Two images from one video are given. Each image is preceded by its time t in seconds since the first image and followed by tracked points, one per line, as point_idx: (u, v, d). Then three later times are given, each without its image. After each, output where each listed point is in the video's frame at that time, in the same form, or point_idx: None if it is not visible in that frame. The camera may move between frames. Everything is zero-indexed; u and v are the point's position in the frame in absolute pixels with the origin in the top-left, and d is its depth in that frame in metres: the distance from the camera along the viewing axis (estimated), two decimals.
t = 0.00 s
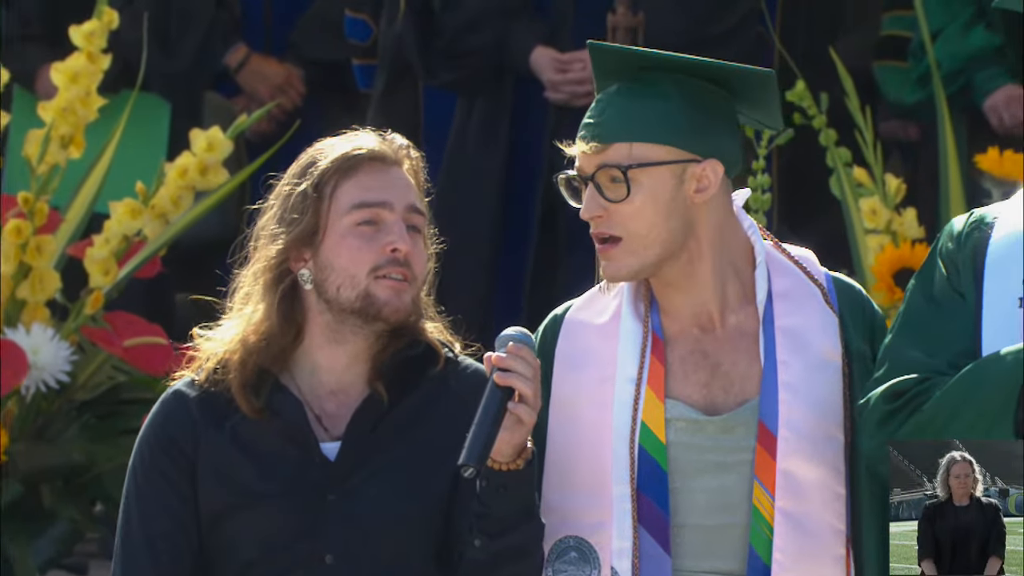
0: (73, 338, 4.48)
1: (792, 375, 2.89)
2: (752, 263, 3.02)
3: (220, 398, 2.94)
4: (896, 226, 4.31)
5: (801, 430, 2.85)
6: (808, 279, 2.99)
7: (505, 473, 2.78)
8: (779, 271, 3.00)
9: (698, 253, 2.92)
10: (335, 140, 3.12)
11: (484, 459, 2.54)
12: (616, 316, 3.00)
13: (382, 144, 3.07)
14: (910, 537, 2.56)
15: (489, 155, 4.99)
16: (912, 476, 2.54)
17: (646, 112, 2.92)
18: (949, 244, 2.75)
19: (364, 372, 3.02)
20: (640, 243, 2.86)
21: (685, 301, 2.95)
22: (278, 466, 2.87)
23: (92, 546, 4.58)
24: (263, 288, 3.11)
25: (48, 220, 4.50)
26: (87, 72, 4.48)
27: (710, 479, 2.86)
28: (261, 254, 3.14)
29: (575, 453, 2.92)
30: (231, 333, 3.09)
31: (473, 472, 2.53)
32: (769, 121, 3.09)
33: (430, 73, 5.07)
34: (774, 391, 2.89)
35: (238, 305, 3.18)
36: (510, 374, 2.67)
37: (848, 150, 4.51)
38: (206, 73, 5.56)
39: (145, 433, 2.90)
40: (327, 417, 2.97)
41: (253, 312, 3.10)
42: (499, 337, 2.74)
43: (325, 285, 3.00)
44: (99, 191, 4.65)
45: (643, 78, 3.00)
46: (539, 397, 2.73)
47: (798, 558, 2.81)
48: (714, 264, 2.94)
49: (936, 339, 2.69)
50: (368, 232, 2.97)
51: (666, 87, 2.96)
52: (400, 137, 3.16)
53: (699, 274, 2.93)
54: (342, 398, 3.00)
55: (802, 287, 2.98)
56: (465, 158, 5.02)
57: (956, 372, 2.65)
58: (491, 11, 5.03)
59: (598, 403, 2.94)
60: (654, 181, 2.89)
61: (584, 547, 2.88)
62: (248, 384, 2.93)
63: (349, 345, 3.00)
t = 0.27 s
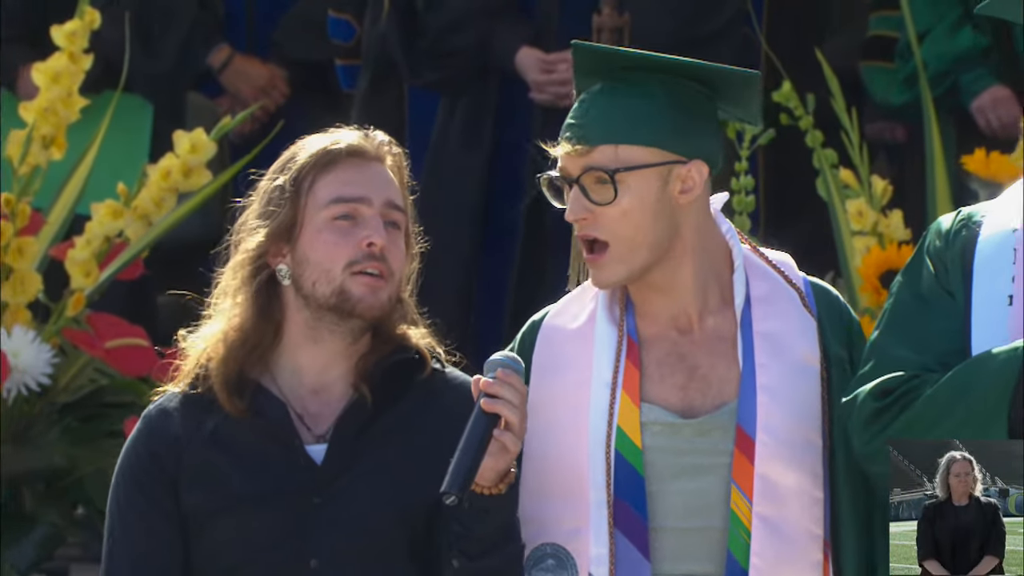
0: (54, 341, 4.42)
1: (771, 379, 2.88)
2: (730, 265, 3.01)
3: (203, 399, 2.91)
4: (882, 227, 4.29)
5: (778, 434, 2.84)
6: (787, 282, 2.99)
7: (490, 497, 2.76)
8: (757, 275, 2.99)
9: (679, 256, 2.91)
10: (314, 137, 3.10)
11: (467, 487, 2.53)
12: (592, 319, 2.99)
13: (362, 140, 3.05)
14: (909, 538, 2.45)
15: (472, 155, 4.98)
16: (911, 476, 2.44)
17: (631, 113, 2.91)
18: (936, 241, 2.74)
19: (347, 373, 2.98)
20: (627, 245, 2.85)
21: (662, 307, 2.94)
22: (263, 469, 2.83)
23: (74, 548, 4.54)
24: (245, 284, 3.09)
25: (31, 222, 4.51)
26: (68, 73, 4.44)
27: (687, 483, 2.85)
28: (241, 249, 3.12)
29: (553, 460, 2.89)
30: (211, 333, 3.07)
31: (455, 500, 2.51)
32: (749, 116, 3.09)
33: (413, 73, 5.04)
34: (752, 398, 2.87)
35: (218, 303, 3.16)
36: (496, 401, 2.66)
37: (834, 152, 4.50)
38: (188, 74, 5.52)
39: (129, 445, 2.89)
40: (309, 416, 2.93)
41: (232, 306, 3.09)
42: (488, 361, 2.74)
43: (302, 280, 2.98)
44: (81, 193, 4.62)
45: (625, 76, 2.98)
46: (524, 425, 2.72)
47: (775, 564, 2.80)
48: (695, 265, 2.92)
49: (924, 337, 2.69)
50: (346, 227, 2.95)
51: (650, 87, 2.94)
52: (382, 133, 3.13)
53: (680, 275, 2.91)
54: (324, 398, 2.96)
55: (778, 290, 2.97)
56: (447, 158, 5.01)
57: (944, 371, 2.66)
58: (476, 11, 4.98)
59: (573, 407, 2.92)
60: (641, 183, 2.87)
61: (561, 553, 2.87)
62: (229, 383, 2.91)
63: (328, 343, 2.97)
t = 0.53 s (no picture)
0: (43, 344, 4.43)
1: (752, 380, 2.87)
2: (714, 268, 3.01)
3: (195, 399, 2.90)
4: (873, 230, 4.30)
5: (758, 435, 2.83)
6: (773, 287, 2.98)
7: (484, 488, 2.74)
8: (740, 279, 2.99)
9: (675, 260, 2.91)
10: (311, 138, 3.09)
11: (461, 478, 2.51)
12: (573, 321, 2.99)
13: (358, 141, 3.03)
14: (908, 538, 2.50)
15: (464, 156, 4.97)
16: (912, 476, 2.50)
17: (653, 109, 2.91)
18: (926, 240, 2.75)
19: (340, 373, 2.97)
20: (647, 245, 2.85)
21: (647, 308, 2.94)
22: (258, 470, 2.81)
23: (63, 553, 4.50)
24: (240, 284, 3.09)
25: (20, 225, 4.50)
26: (57, 75, 4.42)
27: (669, 483, 2.84)
28: (236, 249, 3.12)
29: (535, 462, 2.90)
30: (206, 331, 3.08)
31: (450, 490, 2.49)
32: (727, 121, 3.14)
33: (404, 74, 5.04)
34: (733, 403, 2.86)
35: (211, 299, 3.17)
36: (490, 391, 2.64)
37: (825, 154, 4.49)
38: (178, 76, 5.51)
39: (120, 442, 2.88)
40: (303, 413, 2.92)
41: (226, 302, 3.10)
42: (479, 351, 2.72)
43: (298, 281, 2.98)
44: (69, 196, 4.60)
45: (632, 72, 2.98)
46: (518, 414, 2.71)
47: (756, 564, 2.79)
48: (687, 273, 2.94)
49: (914, 335, 2.69)
50: (341, 228, 2.94)
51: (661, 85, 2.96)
52: (379, 136, 3.12)
53: (671, 281, 2.92)
54: (318, 397, 2.95)
55: (763, 293, 2.97)
56: (438, 159, 5.00)
57: (933, 369, 2.67)
58: (470, 12, 4.96)
59: (553, 405, 2.92)
60: (666, 183, 2.86)
61: (545, 557, 2.85)
62: (221, 383, 2.90)
63: (323, 344, 2.96)
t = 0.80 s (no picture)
0: (33, 347, 4.38)
1: (744, 372, 2.88)
2: (705, 265, 3.02)
3: (188, 397, 2.88)
4: (866, 233, 4.31)
5: (750, 427, 2.83)
6: (764, 281, 2.99)
7: (483, 482, 2.75)
8: (729, 274, 3.00)
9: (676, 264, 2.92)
10: (314, 142, 3.08)
11: (462, 468, 2.48)
12: (564, 316, 2.99)
13: (359, 146, 3.02)
14: (905, 537, 2.40)
15: (458, 157, 4.95)
16: (911, 475, 2.40)
17: (664, 109, 2.91)
18: (918, 238, 2.76)
19: (335, 372, 2.96)
20: (660, 244, 2.83)
21: (639, 306, 2.95)
22: (253, 469, 2.79)
23: (53, 556, 4.48)
24: (238, 286, 3.08)
25: (9, 227, 4.48)
26: (47, 77, 4.40)
27: (657, 476, 2.83)
28: (236, 252, 3.10)
29: (525, 456, 2.90)
30: (204, 332, 3.06)
31: (451, 481, 2.47)
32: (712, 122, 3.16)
33: (395, 76, 5.03)
34: (725, 391, 2.86)
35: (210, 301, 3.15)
36: (490, 382, 2.64)
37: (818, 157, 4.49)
38: (170, 78, 5.50)
39: (113, 436, 2.87)
40: (297, 411, 2.90)
41: (227, 304, 3.08)
42: (479, 344, 2.72)
43: (296, 284, 2.97)
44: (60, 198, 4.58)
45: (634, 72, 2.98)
46: (518, 405, 2.70)
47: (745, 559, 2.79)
48: (682, 275, 2.95)
49: (901, 330, 2.68)
50: (340, 232, 2.93)
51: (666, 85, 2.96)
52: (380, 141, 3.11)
53: (668, 281, 2.92)
54: (313, 395, 2.94)
55: (755, 288, 2.98)
56: (433, 160, 4.97)
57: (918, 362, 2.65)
58: (462, 16, 4.97)
59: (543, 399, 2.93)
60: (679, 183, 2.87)
61: (535, 554, 2.85)
62: (216, 379, 2.89)
63: (320, 347, 2.95)
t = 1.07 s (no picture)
0: (17, 352, 4.35)
1: (734, 380, 2.87)
2: (697, 269, 3.02)
3: (176, 399, 2.88)
4: (853, 237, 4.31)
5: (739, 435, 2.82)
6: (758, 288, 2.99)
7: (472, 482, 2.73)
8: (722, 279, 3.00)
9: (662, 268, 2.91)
10: (305, 147, 3.07)
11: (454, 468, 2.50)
12: (558, 323, 3.01)
13: (350, 152, 3.01)
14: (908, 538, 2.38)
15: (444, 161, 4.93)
16: (912, 476, 2.39)
17: (648, 114, 2.91)
18: (906, 248, 2.77)
19: (323, 376, 2.95)
20: (641, 249, 2.84)
21: (631, 313, 2.95)
22: (240, 473, 2.78)
23: (36, 560, 4.46)
24: (229, 291, 3.07)
25: None
26: (31, 81, 4.39)
27: (643, 483, 2.83)
28: (226, 257, 3.08)
29: (514, 461, 2.92)
30: (192, 336, 3.05)
31: (443, 480, 2.49)
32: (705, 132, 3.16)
33: (381, 80, 5.03)
34: (715, 400, 2.85)
35: (199, 305, 3.14)
36: (482, 382, 2.63)
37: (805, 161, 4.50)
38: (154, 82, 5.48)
39: (100, 437, 2.86)
40: (285, 415, 2.89)
41: (216, 307, 3.08)
42: (472, 343, 2.71)
43: (286, 289, 2.96)
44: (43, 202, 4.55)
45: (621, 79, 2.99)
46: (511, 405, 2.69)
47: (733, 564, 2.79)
48: (671, 279, 2.94)
49: (889, 341, 2.69)
50: (332, 238, 2.92)
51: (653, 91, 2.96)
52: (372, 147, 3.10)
53: (654, 284, 2.92)
54: (302, 399, 2.93)
55: (749, 294, 2.98)
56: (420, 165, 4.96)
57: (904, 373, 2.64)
58: (448, 17, 4.94)
59: (533, 405, 2.94)
60: (660, 187, 2.86)
61: (521, 561, 2.85)
62: (205, 383, 2.88)
63: (309, 352, 2.94)
